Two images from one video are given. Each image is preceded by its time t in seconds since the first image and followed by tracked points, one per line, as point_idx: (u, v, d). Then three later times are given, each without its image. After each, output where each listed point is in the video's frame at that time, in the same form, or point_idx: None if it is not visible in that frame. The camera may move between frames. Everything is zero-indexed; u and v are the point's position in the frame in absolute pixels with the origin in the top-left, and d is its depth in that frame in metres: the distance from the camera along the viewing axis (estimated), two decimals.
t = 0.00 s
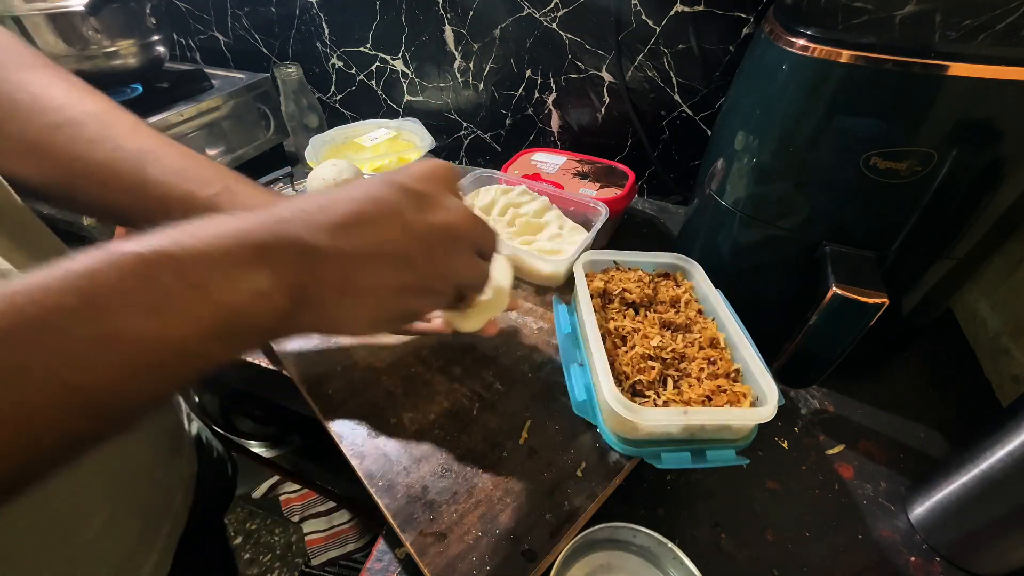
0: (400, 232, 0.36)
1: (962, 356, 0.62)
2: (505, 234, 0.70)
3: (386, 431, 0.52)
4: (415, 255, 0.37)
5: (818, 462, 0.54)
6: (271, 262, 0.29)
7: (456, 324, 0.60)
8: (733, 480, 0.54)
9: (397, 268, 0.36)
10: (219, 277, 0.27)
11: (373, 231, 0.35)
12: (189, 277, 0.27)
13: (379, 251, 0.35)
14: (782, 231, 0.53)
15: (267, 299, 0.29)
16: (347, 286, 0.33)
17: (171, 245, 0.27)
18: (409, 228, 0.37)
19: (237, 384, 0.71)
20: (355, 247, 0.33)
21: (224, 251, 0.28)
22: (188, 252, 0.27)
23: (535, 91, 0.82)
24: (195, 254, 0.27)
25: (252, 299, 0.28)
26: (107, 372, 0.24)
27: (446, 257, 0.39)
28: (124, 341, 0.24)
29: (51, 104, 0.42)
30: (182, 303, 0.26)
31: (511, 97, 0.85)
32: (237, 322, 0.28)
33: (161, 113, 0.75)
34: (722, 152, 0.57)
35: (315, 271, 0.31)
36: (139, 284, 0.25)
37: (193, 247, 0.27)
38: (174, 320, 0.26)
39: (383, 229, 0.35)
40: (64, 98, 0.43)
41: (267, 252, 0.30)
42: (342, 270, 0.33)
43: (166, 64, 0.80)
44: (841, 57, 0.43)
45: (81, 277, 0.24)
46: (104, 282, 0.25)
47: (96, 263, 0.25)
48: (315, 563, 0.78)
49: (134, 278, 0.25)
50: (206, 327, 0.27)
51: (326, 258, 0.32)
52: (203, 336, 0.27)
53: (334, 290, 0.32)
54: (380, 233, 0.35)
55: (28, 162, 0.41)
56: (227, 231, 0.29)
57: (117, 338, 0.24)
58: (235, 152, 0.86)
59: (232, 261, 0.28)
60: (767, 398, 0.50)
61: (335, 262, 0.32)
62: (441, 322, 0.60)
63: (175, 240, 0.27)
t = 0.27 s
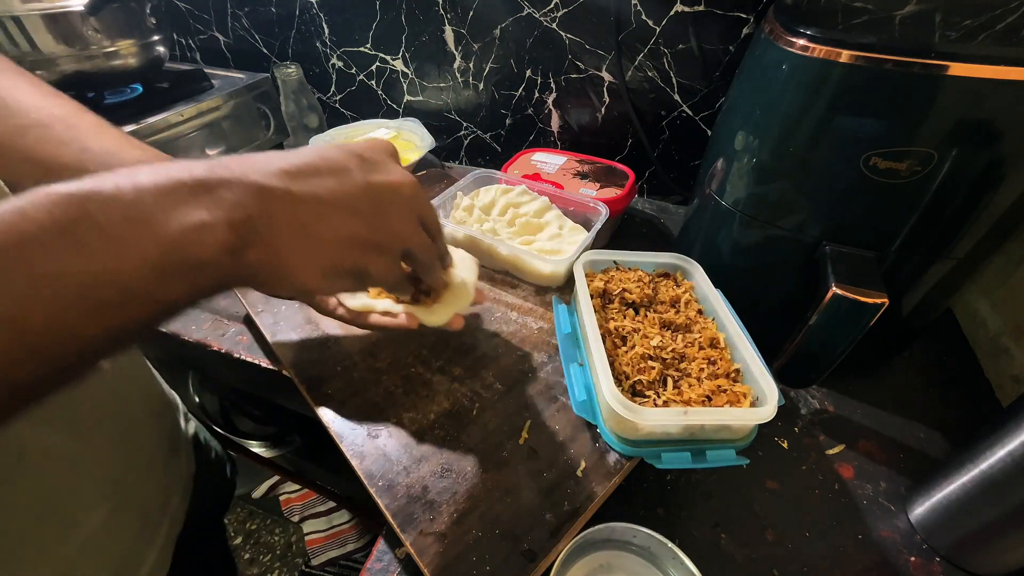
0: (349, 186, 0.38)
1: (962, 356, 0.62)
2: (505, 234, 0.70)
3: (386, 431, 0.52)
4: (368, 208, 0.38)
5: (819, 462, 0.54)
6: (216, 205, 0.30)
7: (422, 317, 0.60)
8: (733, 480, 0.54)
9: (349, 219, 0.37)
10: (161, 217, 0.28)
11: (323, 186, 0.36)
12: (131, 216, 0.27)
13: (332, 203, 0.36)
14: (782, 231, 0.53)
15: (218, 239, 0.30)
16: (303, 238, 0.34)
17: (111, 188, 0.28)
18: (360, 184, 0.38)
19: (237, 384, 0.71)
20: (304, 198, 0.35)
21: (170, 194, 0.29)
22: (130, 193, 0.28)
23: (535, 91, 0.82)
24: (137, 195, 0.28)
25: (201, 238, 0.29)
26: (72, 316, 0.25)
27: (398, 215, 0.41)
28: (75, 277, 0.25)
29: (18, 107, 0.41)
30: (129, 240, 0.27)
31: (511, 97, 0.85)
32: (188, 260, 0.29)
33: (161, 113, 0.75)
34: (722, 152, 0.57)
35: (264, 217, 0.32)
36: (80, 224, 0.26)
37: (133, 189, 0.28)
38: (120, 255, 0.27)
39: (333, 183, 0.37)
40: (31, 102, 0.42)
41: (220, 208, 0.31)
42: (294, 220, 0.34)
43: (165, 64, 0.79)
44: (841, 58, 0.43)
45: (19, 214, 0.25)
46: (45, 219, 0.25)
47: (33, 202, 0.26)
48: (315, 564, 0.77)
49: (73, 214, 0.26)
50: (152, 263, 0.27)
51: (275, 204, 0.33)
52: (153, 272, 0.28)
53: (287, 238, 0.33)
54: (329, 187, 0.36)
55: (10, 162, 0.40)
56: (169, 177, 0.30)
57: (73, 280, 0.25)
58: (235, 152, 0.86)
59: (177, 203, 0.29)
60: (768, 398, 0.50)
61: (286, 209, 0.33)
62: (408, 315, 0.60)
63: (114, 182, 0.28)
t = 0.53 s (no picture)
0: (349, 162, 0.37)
1: (962, 356, 0.62)
2: (505, 234, 0.70)
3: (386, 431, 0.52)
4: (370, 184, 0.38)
5: (818, 462, 0.54)
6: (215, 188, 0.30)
7: (406, 295, 0.63)
8: (732, 480, 0.54)
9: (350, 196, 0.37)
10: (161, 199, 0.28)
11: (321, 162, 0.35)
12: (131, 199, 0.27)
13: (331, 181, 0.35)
14: (782, 231, 0.53)
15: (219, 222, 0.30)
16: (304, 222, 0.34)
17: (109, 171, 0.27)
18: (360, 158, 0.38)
19: (238, 384, 0.71)
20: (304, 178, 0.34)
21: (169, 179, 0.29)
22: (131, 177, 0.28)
23: (535, 91, 0.82)
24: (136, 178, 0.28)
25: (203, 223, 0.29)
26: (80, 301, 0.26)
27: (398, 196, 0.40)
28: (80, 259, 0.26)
29: (4, 101, 0.41)
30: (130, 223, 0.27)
31: (511, 97, 0.85)
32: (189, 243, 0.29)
33: (161, 113, 0.75)
34: (722, 152, 0.57)
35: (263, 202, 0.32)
36: (85, 205, 0.26)
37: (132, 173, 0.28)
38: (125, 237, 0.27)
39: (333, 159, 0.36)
40: (19, 98, 0.42)
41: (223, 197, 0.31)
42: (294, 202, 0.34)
43: (166, 64, 0.79)
44: (841, 58, 0.43)
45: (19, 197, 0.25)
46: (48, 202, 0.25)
47: (34, 182, 0.26)
48: (315, 564, 0.77)
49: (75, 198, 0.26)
50: (156, 245, 0.27)
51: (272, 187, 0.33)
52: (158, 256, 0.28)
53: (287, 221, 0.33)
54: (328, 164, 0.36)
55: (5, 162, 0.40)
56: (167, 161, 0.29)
57: (80, 261, 0.25)
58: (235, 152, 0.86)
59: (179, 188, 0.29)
60: (767, 398, 0.50)
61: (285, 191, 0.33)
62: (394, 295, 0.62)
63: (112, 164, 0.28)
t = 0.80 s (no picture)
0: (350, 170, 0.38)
1: (962, 356, 0.62)
2: (505, 234, 0.70)
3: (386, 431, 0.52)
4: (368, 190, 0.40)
5: (819, 462, 0.54)
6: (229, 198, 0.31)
7: (405, 291, 0.62)
8: (732, 480, 0.54)
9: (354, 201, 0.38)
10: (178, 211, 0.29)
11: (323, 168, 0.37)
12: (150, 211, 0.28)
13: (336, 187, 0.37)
14: (782, 231, 0.53)
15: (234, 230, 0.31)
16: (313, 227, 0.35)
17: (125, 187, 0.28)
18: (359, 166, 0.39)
19: (238, 384, 0.71)
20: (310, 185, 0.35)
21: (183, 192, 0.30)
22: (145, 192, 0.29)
23: (535, 91, 0.82)
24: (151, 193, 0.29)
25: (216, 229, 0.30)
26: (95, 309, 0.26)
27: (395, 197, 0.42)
28: (99, 270, 0.26)
29: (2, 100, 0.41)
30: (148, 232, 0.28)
31: (511, 97, 0.85)
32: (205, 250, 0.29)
33: (161, 113, 0.75)
34: (722, 152, 0.57)
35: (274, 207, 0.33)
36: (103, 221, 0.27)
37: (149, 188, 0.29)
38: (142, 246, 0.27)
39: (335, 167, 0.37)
40: (15, 95, 0.42)
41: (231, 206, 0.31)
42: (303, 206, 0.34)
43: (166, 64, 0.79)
44: (840, 57, 0.43)
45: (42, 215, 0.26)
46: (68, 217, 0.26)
47: (58, 203, 0.26)
48: (315, 564, 0.77)
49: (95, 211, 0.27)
50: (171, 255, 0.28)
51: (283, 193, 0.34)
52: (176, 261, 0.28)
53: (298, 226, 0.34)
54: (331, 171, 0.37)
55: (0, 162, 0.39)
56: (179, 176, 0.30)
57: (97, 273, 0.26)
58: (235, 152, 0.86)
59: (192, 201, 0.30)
60: (767, 398, 0.50)
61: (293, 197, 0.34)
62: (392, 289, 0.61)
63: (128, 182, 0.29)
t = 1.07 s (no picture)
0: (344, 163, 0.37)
1: (963, 356, 0.62)
2: (505, 234, 0.70)
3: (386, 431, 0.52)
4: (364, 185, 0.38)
5: (819, 462, 0.54)
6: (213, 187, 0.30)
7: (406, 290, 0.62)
8: (732, 480, 0.54)
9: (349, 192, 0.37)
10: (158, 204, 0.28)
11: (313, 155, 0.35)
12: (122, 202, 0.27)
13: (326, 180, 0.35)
14: (782, 231, 0.53)
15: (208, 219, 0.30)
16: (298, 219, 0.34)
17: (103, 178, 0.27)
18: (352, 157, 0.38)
19: (238, 384, 0.71)
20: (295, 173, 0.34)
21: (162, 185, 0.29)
22: (120, 181, 0.28)
23: (535, 91, 0.82)
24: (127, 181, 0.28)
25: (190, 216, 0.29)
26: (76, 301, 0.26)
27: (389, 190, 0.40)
28: (73, 262, 0.26)
29: (4, 100, 0.41)
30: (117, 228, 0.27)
31: (511, 97, 0.85)
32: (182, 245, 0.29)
33: (161, 113, 0.75)
34: (722, 152, 0.57)
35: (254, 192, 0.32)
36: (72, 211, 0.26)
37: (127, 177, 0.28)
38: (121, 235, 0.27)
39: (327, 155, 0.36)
40: (16, 95, 0.42)
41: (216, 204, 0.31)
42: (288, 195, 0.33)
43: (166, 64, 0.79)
44: (841, 58, 0.43)
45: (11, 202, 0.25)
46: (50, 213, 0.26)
47: (22, 192, 0.25)
48: (315, 564, 0.77)
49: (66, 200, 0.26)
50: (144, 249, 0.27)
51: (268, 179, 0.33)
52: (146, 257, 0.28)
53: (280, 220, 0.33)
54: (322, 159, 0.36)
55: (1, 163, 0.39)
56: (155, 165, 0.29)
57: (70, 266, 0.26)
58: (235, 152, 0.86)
59: (172, 192, 0.29)
60: (768, 398, 0.49)
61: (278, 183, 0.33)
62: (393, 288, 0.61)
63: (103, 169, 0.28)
